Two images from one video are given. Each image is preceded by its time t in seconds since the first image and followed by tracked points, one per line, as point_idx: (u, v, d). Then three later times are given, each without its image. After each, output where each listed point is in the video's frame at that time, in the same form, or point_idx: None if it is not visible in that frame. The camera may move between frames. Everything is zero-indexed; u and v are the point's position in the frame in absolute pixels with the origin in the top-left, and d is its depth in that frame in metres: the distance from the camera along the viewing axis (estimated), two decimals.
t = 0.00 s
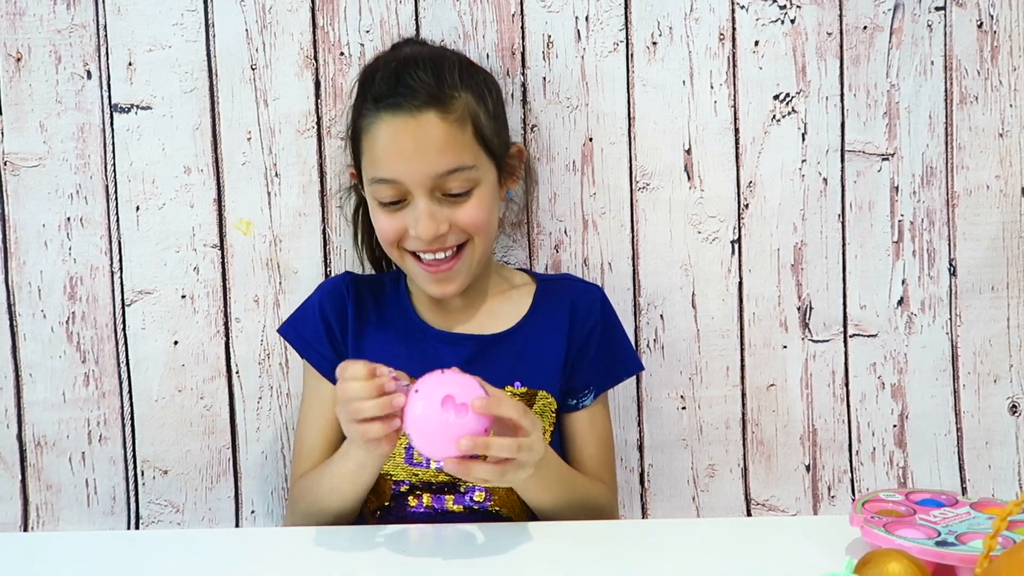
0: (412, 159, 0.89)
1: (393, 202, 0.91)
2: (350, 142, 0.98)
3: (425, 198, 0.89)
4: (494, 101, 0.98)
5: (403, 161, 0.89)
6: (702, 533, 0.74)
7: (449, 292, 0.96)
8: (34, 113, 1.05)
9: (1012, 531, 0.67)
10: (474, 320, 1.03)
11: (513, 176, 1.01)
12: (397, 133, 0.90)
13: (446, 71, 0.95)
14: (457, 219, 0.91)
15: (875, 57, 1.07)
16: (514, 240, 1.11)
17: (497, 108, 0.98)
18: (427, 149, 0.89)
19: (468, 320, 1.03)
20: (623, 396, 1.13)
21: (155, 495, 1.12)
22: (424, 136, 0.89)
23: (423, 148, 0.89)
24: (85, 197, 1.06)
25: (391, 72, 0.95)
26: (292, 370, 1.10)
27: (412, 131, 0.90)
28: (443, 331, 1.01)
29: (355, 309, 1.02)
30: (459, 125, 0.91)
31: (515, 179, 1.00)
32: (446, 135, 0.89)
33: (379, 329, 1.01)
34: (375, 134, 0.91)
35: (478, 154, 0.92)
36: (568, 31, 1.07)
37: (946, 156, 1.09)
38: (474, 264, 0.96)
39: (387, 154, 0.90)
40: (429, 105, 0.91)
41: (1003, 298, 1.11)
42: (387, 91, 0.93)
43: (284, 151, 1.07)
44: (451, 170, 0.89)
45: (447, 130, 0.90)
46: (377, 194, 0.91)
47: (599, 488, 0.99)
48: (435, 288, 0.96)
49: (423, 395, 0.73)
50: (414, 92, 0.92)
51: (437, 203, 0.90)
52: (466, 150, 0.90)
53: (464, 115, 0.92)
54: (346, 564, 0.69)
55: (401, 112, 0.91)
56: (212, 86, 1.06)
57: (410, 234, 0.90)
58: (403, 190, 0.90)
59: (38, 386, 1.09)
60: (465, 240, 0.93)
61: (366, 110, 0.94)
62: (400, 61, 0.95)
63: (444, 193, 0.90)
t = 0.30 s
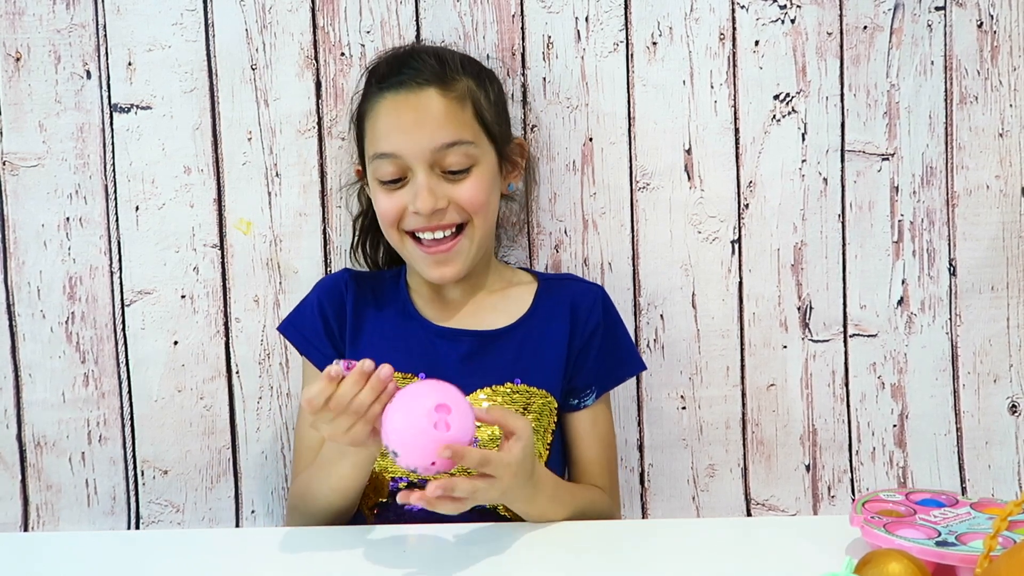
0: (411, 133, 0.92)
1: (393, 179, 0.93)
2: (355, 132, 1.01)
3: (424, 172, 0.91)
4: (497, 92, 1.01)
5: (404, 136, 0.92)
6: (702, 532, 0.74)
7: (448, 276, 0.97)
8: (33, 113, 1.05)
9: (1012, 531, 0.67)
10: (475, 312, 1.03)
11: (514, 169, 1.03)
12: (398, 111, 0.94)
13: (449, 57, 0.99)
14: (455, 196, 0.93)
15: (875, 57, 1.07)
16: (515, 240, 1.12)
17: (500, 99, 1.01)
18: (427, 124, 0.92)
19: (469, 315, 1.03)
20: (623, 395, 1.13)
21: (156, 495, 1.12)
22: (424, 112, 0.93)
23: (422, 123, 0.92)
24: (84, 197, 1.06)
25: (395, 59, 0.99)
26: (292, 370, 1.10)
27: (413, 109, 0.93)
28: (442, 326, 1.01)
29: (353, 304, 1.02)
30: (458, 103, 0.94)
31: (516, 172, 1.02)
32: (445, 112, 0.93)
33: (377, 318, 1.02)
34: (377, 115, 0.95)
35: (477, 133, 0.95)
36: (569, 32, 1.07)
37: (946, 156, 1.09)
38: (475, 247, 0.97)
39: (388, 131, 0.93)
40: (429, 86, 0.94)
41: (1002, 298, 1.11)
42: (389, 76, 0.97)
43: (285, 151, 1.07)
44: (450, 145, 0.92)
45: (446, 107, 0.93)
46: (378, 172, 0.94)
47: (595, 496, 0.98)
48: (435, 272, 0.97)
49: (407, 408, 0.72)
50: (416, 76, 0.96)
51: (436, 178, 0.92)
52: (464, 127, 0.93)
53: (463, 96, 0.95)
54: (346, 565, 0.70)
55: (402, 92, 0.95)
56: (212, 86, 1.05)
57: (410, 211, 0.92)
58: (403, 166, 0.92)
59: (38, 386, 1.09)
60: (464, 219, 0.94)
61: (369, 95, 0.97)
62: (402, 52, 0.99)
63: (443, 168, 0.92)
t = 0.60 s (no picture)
0: (410, 135, 0.92)
1: (393, 181, 0.93)
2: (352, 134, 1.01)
3: (424, 173, 0.92)
4: (491, 89, 1.01)
5: (402, 137, 0.92)
6: (701, 532, 0.74)
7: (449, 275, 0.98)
8: (34, 113, 1.05)
9: (1013, 531, 0.66)
10: (475, 311, 1.03)
11: (510, 164, 1.03)
12: (395, 113, 0.94)
13: (443, 56, 0.99)
14: (455, 196, 0.93)
15: (875, 57, 1.07)
16: (515, 240, 1.12)
17: (495, 97, 1.01)
18: (425, 125, 0.93)
19: (469, 313, 1.03)
20: (623, 395, 1.13)
21: (156, 495, 1.12)
22: (421, 114, 0.93)
23: (420, 124, 0.93)
24: (85, 197, 1.06)
25: (389, 61, 0.99)
26: (293, 370, 1.10)
27: (411, 111, 0.94)
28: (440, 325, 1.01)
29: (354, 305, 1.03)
30: (454, 103, 0.95)
31: (513, 168, 1.03)
32: (443, 113, 0.93)
33: (377, 321, 1.02)
34: (375, 117, 0.95)
35: (474, 132, 0.95)
36: (569, 32, 1.07)
37: (947, 156, 1.09)
38: (475, 246, 0.98)
39: (386, 134, 0.93)
40: (426, 87, 0.95)
41: (1004, 298, 1.11)
42: (385, 78, 0.97)
43: (286, 151, 1.07)
44: (448, 145, 0.92)
45: (443, 107, 0.94)
46: (378, 174, 0.94)
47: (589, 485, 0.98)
48: (436, 272, 0.97)
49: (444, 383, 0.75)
50: (411, 77, 0.96)
51: (436, 178, 0.92)
52: (461, 127, 0.94)
53: (459, 95, 0.96)
54: (346, 564, 0.70)
55: (399, 94, 0.95)
56: (213, 86, 1.06)
57: (411, 212, 0.93)
58: (402, 168, 0.93)
59: (39, 386, 1.09)
60: (464, 219, 0.95)
61: (366, 98, 0.98)
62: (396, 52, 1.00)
63: (442, 168, 0.92)
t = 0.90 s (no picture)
0: (409, 137, 0.93)
1: (393, 184, 0.94)
2: (352, 138, 1.01)
3: (424, 175, 0.92)
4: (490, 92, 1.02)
5: (402, 139, 0.93)
6: (702, 531, 0.74)
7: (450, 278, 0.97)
8: (36, 113, 1.05)
9: (1013, 531, 0.66)
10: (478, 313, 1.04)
11: (511, 164, 1.03)
12: (395, 116, 0.94)
13: (443, 58, 0.99)
14: (454, 198, 0.93)
15: (875, 57, 1.07)
16: (515, 240, 1.11)
17: (495, 100, 1.02)
18: (424, 127, 0.93)
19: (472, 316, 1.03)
20: (623, 395, 1.13)
21: (157, 494, 1.12)
22: (421, 116, 0.93)
23: (420, 126, 0.93)
24: (87, 197, 1.07)
25: (388, 63, 1.00)
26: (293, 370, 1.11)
27: (410, 113, 0.94)
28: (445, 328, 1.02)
29: (352, 304, 1.03)
30: (454, 105, 0.95)
31: (513, 169, 1.03)
32: (442, 115, 0.94)
33: (376, 321, 1.02)
34: (375, 120, 0.96)
35: (474, 134, 0.96)
36: (569, 33, 1.07)
37: (948, 156, 1.09)
38: (475, 247, 0.97)
39: (386, 136, 0.94)
40: (425, 89, 0.95)
41: (1004, 299, 1.11)
42: (385, 81, 0.98)
43: (287, 151, 1.07)
44: (447, 147, 0.93)
45: (443, 109, 0.94)
46: (378, 177, 0.94)
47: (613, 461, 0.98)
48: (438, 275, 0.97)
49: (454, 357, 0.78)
50: (411, 80, 0.97)
51: (435, 180, 0.93)
52: (460, 128, 0.94)
53: (458, 97, 0.96)
54: (346, 564, 0.70)
55: (399, 96, 0.96)
56: (214, 87, 1.06)
57: (411, 214, 0.93)
58: (402, 170, 0.93)
59: (40, 386, 1.09)
60: (464, 221, 0.94)
61: (366, 101, 0.98)
62: (396, 55, 1.00)
63: (442, 171, 0.93)
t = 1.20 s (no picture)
0: (427, 129, 0.93)
1: (405, 173, 0.93)
2: (353, 123, 1.00)
3: (438, 168, 0.93)
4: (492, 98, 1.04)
5: (419, 130, 0.93)
6: (703, 531, 0.74)
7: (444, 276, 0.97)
8: (36, 113, 1.05)
9: (1012, 531, 0.67)
10: (465, 313, 1.04)
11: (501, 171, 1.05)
12: (412, 107, 0.95)
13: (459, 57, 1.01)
14: (463, 195, 0.94)
15: (874, 57, 1.08)
16: (514, 240, 1.11)
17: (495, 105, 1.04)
18: (442, 121, 0.94)
19: (456, 316, 1.04)
20: (623, 394, 1.14)
21: (158, 494, 1.12)
22: (439, 111, 0.94)
23: (438, 121, 0.94)
24: (88, 197, 1.06)
25: (405, 54, 0.99)
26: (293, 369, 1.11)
27: (427, 106, 0.94)
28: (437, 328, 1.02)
29: (337, 312, 1.02)
30: (469, 106, 0.96)
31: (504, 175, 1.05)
32: (459, 112, 0.95)
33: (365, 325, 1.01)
34: (389, 108, 0.96)
35: (485, 136, 0.97)
36: (568, 33, 1.07)
37: (946, 156, 1.09)
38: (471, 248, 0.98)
39: (402, 125, 0.94)
40: (444, 85, 0.96)
41: (1002, 298, 1.11)
42: (400, 71, 0.98)
43: (287, 151, 1.07)
44: (464, 144, 0.94)
45: (460, 106, 0.95)
46: (389, 165, 0.94)
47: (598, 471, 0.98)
48: (434, 271, 0.97)
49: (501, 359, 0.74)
50: (428, 73, 0.97)
51: (448, 175, 0.93)
52: (475, 129, 0.96)
53: (474, 100, 0.98)
54: (350, 564, 0.70)
55: (416, 88, 0.96)
56: (214, 86, 1.06)
57: (420, 206, 0.93)
58: (417, 161, 0.93)
59: (41, 386, 1.09)
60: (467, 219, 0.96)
61: (379, 88, 0.98)
62: (409, 48, 1.01)
63: (455, 167, 0.94)
